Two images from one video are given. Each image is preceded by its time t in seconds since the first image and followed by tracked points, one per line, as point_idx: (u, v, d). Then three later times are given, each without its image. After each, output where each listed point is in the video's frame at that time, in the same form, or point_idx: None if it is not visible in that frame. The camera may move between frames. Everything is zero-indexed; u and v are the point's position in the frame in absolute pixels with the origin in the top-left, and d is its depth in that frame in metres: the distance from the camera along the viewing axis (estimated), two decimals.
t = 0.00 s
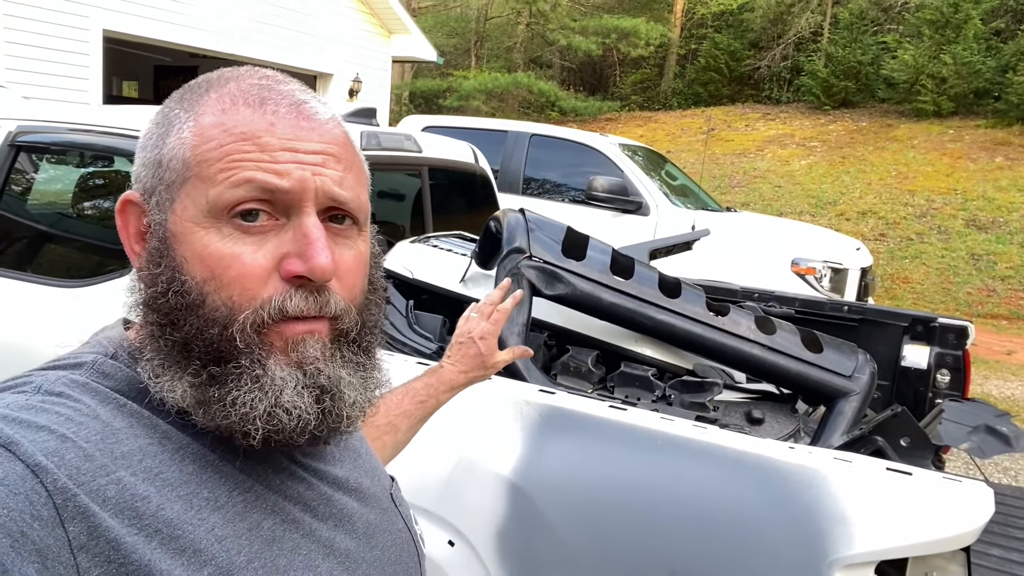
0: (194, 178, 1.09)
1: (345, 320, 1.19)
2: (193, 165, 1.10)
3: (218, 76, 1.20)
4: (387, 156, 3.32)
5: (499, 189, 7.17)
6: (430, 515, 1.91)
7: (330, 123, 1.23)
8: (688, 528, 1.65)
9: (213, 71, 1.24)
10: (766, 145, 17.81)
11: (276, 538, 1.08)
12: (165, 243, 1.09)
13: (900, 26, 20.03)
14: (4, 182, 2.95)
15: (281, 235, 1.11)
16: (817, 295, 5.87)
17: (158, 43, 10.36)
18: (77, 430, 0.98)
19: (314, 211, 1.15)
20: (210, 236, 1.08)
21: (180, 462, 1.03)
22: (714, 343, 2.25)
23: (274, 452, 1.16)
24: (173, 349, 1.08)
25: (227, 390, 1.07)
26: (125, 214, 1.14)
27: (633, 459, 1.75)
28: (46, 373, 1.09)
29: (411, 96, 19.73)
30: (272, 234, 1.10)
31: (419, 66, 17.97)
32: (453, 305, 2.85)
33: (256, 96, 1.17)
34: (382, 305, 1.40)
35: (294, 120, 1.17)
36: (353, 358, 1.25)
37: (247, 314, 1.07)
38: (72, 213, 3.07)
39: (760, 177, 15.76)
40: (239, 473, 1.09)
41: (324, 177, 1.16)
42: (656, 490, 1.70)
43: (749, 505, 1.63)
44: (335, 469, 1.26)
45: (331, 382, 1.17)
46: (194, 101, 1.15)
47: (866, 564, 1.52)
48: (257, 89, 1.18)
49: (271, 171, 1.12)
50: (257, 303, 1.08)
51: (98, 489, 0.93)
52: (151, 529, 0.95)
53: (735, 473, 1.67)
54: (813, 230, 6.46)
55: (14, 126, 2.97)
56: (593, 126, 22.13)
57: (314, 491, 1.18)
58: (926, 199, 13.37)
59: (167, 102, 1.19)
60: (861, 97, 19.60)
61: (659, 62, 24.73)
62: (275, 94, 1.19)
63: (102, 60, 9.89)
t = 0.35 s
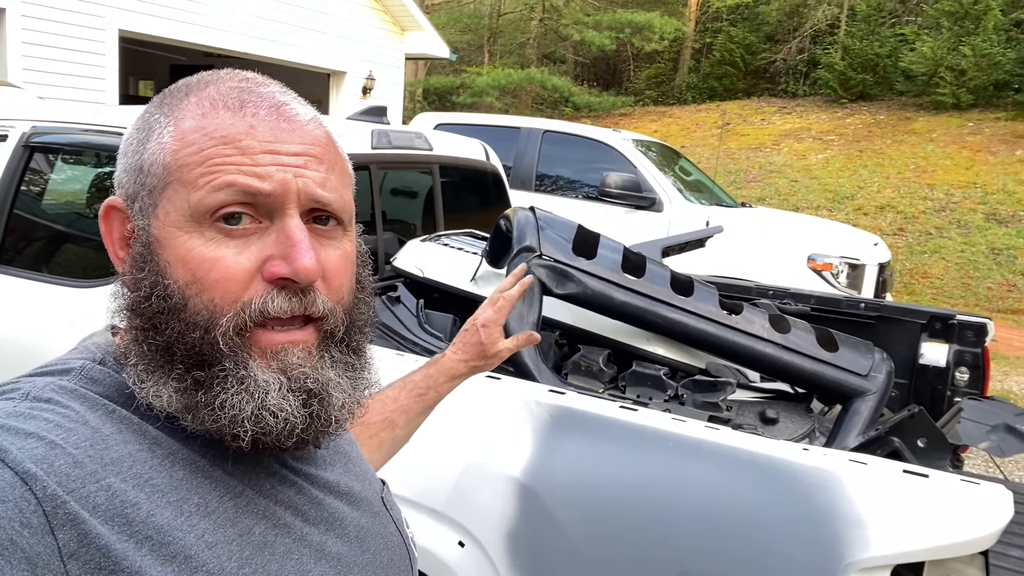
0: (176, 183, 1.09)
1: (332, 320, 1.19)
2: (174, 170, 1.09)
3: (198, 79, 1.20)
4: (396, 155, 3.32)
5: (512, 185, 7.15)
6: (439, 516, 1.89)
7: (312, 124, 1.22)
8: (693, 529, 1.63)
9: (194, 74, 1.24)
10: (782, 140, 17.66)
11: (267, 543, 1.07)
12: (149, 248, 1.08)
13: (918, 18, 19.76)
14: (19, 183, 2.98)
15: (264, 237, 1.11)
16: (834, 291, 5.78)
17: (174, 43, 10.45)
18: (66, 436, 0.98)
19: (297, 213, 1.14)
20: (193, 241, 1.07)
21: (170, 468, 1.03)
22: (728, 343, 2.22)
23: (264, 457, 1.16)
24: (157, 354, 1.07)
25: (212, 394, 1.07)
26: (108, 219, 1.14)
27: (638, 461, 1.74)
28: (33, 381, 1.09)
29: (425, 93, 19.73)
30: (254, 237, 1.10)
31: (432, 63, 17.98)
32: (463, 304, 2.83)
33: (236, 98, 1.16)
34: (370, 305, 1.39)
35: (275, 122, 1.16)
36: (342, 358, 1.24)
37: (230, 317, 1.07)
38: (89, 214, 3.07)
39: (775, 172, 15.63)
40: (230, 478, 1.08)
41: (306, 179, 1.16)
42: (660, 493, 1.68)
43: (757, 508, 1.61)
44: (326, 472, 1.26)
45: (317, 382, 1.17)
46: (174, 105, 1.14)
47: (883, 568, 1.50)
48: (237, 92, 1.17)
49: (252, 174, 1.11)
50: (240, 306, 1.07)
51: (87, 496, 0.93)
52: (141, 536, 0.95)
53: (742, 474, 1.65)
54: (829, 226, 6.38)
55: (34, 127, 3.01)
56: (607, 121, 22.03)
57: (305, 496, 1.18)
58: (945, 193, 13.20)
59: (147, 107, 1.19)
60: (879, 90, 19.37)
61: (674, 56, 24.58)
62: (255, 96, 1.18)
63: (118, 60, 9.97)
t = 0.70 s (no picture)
0: (154, 182, 1.09)
1: (312, 321, 1.19)
2: (152, 170, 1.10)
3: (177, 79, 1.20)
4: (403, 152, 3.30)
5: (522, 183, 7.12)
6: (443, 518, 1.87)
7: (292, 125, 1.22)
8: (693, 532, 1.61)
9: (174, 73, 1.24)
10: (796, 134, 17.51)
11: (248, 549, 1.07)
12: (126, 248, 1.09)
13: (934, 10, 19.55)
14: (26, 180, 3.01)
15: (243, 239, 1.11)
16: (847, 288, 5.72)
17: (185, 42, 10.47)
18: (42, 442, 0.97)
19: (276, 214, 1.15)
20: (171, 241, 1.08)
21: (149, 474, 1.02)
22: (736, 341, 2.19)
23: (244, 460, 1.16)
24: (133, 355, 1.07)
25: (190, 394, 1.07)
26: (86, 219, 1.14)
27: (637, 462, 1.72)
28: (9, 386, 1.08)
29: (436, 91, 19.70)
30: (233, 238, 1.10)
31: (443, 60, 17.95)
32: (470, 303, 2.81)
33: (216, 99, 1.16)
34: (349, 306, 1.40)
35: (255, 123, 1.17)
36: (322, 359, 1.24)
37: (207, 316, 1.07)
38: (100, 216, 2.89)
39: (789, 167, 15.49)
40: (210, 483, 1.08)
41: (285, 181, 1.16)
42: (659, 495, 1.66)
43: (761, 510, 1.58)
44: (307, 476, 1.26)
45: (297, 383, 1.17)
46: (154, 105, 1.14)
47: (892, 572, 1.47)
48: (217, 92, 1.17)
49: (231, 175, 1.11)
50: (217, 306, 1.08)
51: (66, 503, 0.93)
52: (120, 543, 0.94)
53: (742, 476, 1.63)
54: (843, 222, 6.31)
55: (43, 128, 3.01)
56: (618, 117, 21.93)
57: (287, 500, 1.18)
58: (961, 187, 13.05)
59: (127, 106, 1.19)
60: (894, 83, 19.14)
61: (686, 51, 24.42)
62: (235, 97, 1.18)
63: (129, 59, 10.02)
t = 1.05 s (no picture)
0: (149, 161, 1.09)
1: (303, 305, 1.18)
2: (149, 149, 1.10)
3: (179, 60, 1.19)
4: (406, 144, 3.29)
5: (526, 176, 7.11)
6: (445, 507, 1.87)
7: (292, 110, 1.21)
8: (694, 523, 1.60)
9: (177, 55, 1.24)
10: (803, 127, 17.43)
11: (237, 536, 1.07)
12: (119, 226, 1.09)
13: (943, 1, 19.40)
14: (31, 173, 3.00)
15: (236, 221, 1.11)
16: (854, 280, 5.68)
17: (190, 37, 10.49)
18: (32, 426, 0.98)
19: (271, 197, 1.14)
20: (164, 220, 1.07)
21: (139, 459, 1.02)
22: (739, 331, 2.18)
23: (235, 446, 1.15)
24: (122, 334, 1.07)
25: (177, 373, 1.07)
26: (81, 199, 1.14)
27: (639, 451, 1.71)
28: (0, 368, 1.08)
29: (441, 85, 19.66)
30: (226, 220, 1.10)
31: (448, 54, 17.92)
32: (473, 295, 2.81)
33: (217, 81, 1.16)
34: (344, 295, 1.40)
35: (254, 106, 1.16)
36: (313, 343, 1.24)
37: (197, 296, 1.06)
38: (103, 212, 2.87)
39: (796, 159, 15.42)
40: (200, 470, 1.08)
41: (281, 164, 1.15)
42: (658, 484, 1.66)
43: (762, 499, 1.58)
44: (301, 464, 1.26)
45: (286, 366, 1.16)
46: (153, 85, 1.14)
47: (894, 562, 1.47)
48: (218, 75, 1.17)
49: (227, 156, 1.11)
50: (208, 285, 1.07)
51: (52, 487, 0.93)
52: (106, 528, 0.95)
53: (744, 465, 1.63)
54: (851, 213, 6.26)
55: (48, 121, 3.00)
56: (624, 110, 21.86)
57: (279, 488, 1.18)
58: (970, 179, 12.98)
59: (128, 86, 1.19)
60: (902, 75, 18.99)
61: (692, 44, 24.30)
62: (235, 79, 1.17)
63: (135, 55, 10.03)
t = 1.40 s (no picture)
0: (139, 167, 1.09)
1: (296, 305, 1.18)
2: (138, 154, 1.09)
3: (166, 67, 1.19)
4: (408, 139, 3.28)
5: (532, 169, 7.09)
6: (446, 504, 1.87)
7: (278, 112, 1.21)
8: (698, 521, 1.59)
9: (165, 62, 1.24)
10: (811, 117, 17.31)
11: (239, 535, 1.07)
12: (112, 231, 1.08)
13: None
14: (35, 169, 3.00)
15: (225, 221, 1.10)
16: (861, 272, 5.64)
17: (196, 31, 10.50)
18: (37, 426, 0.97)
19: (258, 197, 1.14)
20: (154, 223, 1.07)
21: (141, 460, 1.02)
22: (743, 326, 2.16)
23: (232, 446, 1.15)
24: (118, 337, 1.07)
25: (173, 375, 1.07)
26: (75, 206, 1.14)
27: (643, 448, 1.71)
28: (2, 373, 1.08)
29: (447, 77, 19.60)
30: (216, 221, 1.10)
31: (454, 46, 17.88)
32: (475, 290, 2.81)
33: (200, 84, 1.16)
34: (336, 295, 1.39)
35: (239, 108, 1.15)
36: (306, 343, 1.23)
37: (191, 298, 1.06)
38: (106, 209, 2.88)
39: (804, 150, 15.32)
40: (202, 470, 1.08)
41: (268, 164, 1.15)
42: (662, 480, 1.65)
43: (765, 496, 1.57)
44: (298, 465, 1.26)
45: (281, 366, 1.16)
46: (141, 92, 1.14)
47: (897, 560, 1.46)
48: (204, 79, 1.17)
49: (214, 157, 1.10)
50: (201, 287, 1.07)
51: (59, 485, 0.93)
52: (112, 526, 0.95)
53: (748, 462, 1.62)
54: (858, 204, 6.21)
55: (52, 118, 2.99)
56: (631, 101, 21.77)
57: (278, 488, 1.18)
58: (980, 168, 12.86)
59: (118, 95, 1.19)
60: (911, 64, 18.82)
61: (698, 34, 24.17)
62: (219, 83, 1.17)
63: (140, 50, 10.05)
